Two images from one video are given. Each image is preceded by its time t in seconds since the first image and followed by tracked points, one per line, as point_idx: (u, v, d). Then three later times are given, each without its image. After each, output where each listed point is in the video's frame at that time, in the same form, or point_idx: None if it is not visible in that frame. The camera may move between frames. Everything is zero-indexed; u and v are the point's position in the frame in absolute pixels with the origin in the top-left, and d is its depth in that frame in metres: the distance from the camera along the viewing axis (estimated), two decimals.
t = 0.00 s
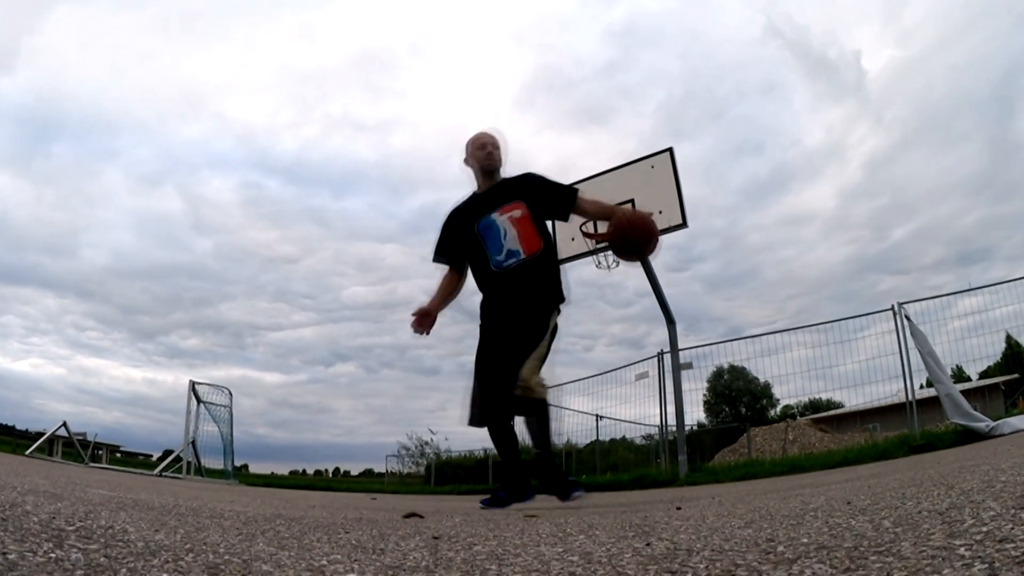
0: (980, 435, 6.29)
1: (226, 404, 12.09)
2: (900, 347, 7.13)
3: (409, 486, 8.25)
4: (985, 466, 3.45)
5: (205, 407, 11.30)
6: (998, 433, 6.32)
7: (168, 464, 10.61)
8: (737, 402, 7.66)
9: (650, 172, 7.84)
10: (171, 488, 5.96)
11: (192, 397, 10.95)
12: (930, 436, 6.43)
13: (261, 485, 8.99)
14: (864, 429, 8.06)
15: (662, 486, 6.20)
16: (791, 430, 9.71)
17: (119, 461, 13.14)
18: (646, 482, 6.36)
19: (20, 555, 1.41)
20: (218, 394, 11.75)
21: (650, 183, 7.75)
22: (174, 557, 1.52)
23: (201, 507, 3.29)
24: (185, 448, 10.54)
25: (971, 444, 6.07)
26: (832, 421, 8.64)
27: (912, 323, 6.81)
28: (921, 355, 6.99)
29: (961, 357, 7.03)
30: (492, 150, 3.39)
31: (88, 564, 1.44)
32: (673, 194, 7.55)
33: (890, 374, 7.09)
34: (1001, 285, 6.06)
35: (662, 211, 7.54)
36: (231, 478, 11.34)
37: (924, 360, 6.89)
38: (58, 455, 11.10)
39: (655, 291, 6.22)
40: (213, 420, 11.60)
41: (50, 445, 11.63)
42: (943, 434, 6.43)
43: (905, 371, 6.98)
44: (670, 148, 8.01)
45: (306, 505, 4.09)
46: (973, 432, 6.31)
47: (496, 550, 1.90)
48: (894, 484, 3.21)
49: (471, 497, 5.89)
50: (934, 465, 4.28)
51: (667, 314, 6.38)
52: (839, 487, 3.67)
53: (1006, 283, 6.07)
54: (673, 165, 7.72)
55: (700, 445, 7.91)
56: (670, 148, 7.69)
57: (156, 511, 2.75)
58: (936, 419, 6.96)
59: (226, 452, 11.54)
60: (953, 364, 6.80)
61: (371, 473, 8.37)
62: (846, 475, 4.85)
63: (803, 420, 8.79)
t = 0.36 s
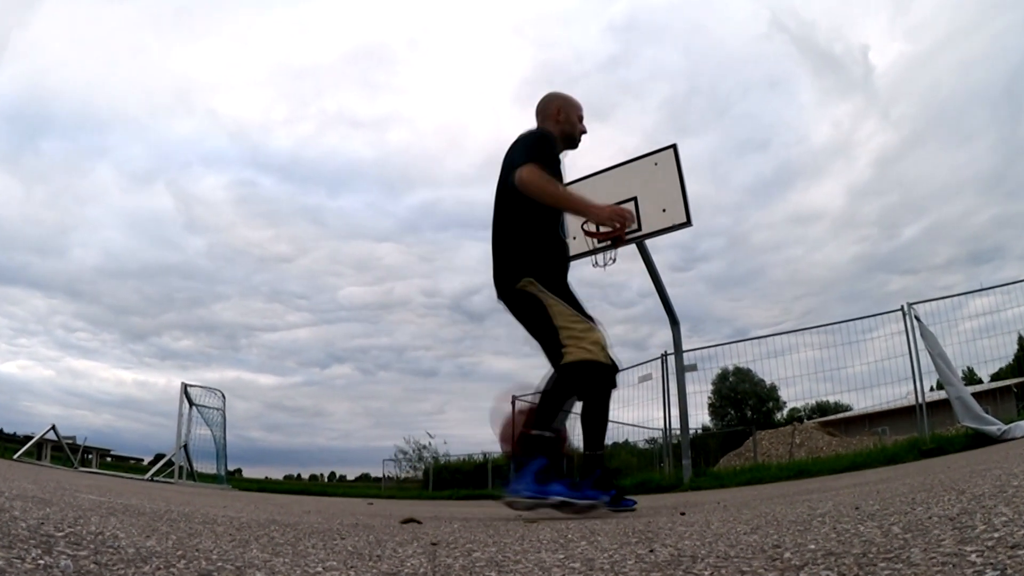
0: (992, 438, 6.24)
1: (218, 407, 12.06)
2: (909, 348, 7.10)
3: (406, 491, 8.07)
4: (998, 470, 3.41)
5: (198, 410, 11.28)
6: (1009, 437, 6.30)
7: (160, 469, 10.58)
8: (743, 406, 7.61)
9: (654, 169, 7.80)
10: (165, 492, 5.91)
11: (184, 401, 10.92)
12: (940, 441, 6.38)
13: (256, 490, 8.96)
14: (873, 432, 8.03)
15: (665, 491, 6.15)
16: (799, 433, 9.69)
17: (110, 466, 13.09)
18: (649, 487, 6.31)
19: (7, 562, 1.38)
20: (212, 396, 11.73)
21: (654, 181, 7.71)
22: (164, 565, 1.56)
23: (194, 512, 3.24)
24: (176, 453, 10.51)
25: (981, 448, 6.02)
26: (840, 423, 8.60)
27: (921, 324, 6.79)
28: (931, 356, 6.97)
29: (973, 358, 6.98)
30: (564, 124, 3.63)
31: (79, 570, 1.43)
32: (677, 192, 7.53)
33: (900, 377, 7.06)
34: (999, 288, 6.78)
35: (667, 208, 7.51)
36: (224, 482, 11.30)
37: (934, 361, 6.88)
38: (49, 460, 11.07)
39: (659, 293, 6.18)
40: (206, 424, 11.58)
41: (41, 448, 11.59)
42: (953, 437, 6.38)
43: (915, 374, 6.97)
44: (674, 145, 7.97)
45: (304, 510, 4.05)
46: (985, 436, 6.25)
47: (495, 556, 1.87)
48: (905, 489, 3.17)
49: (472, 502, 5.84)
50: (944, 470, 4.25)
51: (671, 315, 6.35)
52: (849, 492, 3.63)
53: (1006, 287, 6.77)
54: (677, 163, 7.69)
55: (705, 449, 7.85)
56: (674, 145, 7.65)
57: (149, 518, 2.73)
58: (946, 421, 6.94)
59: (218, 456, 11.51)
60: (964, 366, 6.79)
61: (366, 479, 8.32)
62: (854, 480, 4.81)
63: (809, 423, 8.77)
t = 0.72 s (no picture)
0: (995, 439, 6.23)
1: (217, 408, 12.06)
2: (911, 349, 7.09)
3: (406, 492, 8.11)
4: (1002, 471, 3.41)
5: (196, 411, 11.27)
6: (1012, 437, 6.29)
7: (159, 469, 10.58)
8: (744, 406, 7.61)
9: (655, 168, 7.80)
10: (163, 494, 5.90)
11: (183, 401, 10.93)
12: (941, 441, 6.37)
13: (256, 490, 8.96)
14: (875, 433, 8.02)
15: (666, 492, 6.14)
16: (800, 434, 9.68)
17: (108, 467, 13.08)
18: (649, 488, 6.31)
19: (5, 564, 1.37)
20: (210, 397, 11.73)
21: (655, 180, 7.71)
22: (163, 566, 1.56)
23: (193, 514, 3.23)
24: (175, 453, 10.52)
25: (984, 449, 6.00)
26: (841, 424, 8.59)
27: (923, 325, 6.78)
28: (933, 357, 6.96)
29: (975, 359, 6.97)
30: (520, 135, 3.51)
31: (76, 571, 1.42)
32: (678, 191, 7.52)
33: (902, 377, 7.05)
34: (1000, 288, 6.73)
35: (667, 207, 7.50)
36: (222, 484, 11.29)
37: (936, 362, 6.87)
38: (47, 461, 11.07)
39: (660, 293, 6.18)
40: (204, 424, 11.58)
41: (40, 450, 11.60)
42: (956, 438, 6.36)
43: (917, 374, 6.96)
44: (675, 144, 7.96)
45: (304, 511, 4.04)
46: (987, 436, 6.24)
47: (495, 558, 1.86)
48: (908, 490, 3.17)
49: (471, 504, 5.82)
50: (947, 471, 4.24)
51: (672, 316, 6.34)
52: (852, 492, 3.62)
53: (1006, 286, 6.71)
54: (678, 161, 7.68)
55: (706, 450, 7.82)
56: (675, 144, 7.65)
57: (147, 519, 2.72)
58: (948, 422, 6.94)
59: (218, 457, 11.51)
60: (966, 366, 6.78)
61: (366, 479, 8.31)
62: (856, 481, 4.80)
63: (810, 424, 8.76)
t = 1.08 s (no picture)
0: (995, 439, 6.23)
1: (217, 408, 12.06)
2: (911, 349, 7.08)
3: (407, 492, 8.12)
4: (1002, 471, 3.41)
5: (196, 411, 11.27)
6: (1012, 437, 6.29)
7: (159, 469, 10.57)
8: (744, 406, 7.60)
9: (655, 168, 7.79)
10: (163, 494, 5.90)
11: (183, 401, 10.93)
12: (941, 441, 6.37)
13: (256, 491, 8.94)
14: (874, 433, 8.02)
15: (666, 492, 6.14)
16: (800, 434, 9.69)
17: (108, 468, 13.09)
18: (650, 488, 6.31)
19: (4, 564, 1.37)
20: (211, 397, 11.74)
21: (654, 180, 7.71)
22: (162, 566, 1.56)
23: (194, 514, 3.23)
24: (175, 453, 10.52)
25: (984, 449, 6.00)
26: (841, 424, 8.59)
27: (923, 324, 6.79)
28: (933, 357, 6.96)
29: (976, 359, 6.97)
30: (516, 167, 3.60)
31: (76, 572, 1.42)
32: (678, 191, 7.52)
33: (901, 377, 7.05)
34: (1000, 289, 6.72)
35: (668, 208, 7.49)
36: (222, 484, 11.30)
37: (936, 362, 6.87)
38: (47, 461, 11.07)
39: (660, 293, 6.18)
40: (204, 424, 11.58)
41: (40, 450, 11.61)
42: (956, 438, 6.36)
43: (917, 374, 6.96)
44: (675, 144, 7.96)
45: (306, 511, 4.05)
46: (987, 436, 6.24)
47: (495, 558, 1.86)
48: (907, 490, 3.17)
49: (472, 504, 5.83)
50: (947, 471, 4.25)
51: (672, 315, 6.33)
52: (851, 493, 3.63)
53: (1006, 287, 6.71)
54: (678, 161, 7.68)
55: (706, 450, 7.82)
56: (675, 144, 7.64)
57: (146, 519, 2.72)
58: (948, 422, 6.94)
59: (218, 457, 11.50)
60: (966, 366, 6.77)
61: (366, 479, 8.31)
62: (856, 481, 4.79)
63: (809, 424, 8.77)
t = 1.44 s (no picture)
0: (995, 439, 6.23)
1: (217, 407, 12.06)
2: (911, 349, 7.08)
3: (406, 492, 8.12)
4: (1001, 471, 3.41)
5: (196, 411, 11.28)
6: (1011, 437, 6.28)
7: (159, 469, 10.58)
8: (744, 406, 7.61)
9: (654, 168, 7.79)
10: (163, 493, 5.90)
11: (183, 401, 10.94)
12: (942, 441, 6.37)
13: (255, 491, 8.95)
14: (875, 433, 8.02)
15: (665, 492, 6.14)
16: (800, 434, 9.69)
17: (107, 468, 13.09)
18: (649, 488, 6.31)
19: (4, 564, 1.37)
20: (211, 397, 11.74)
21: (654, 180, 7.71)
22: (162, 566, 1.56)
23: (194, 514, 3.23)
24: (175, 453, 10.52)
25: (984, 449, 6.00)
26: (841, 424, 8.60)
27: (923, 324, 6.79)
28: (933, 356, 6.96)
29: (975, 359, 6.97)
30: (539, 123, 3.37)
31: (76, 572, 1.42)
32: (678, 191, 7.52)
33: (901, 377, 7.05)
34: (999, 288, 6.82)
35: (667, 208, 7.49)
36: (222, 483, 11.30)
37: (935, 362, 6.87)
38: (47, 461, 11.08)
39: (660, 292, 6.18)
40: (204, 424, 11.58)
41: (39, 450, 11.60)
42: (956, 439, 6.36)
43: (917, 374, 6.96)
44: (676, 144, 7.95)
45: (307, 510, 4.06)
46: (987, 436, 6.24)
47: (495, 558, 1.86)
48: (906, 491, 3.17)
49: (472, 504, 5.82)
50: (948, 471, 4.25)
51: (672, 315, 6.34)
52: (850, 493, 3.63)
53: (1007, 287, 6.81)
54: (678, 161, 7.68)
55: (706, 450, 7.82)
56: (675, 144, 7.64)
57: (147, 518, 2.73)
58: (947, 422, 6.95)
59: (218, 457, 11.50)
60: (965, 366, 6.78)
61: (366, 479, 8.31)
62: (856, 481, 4.79)
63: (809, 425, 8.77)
